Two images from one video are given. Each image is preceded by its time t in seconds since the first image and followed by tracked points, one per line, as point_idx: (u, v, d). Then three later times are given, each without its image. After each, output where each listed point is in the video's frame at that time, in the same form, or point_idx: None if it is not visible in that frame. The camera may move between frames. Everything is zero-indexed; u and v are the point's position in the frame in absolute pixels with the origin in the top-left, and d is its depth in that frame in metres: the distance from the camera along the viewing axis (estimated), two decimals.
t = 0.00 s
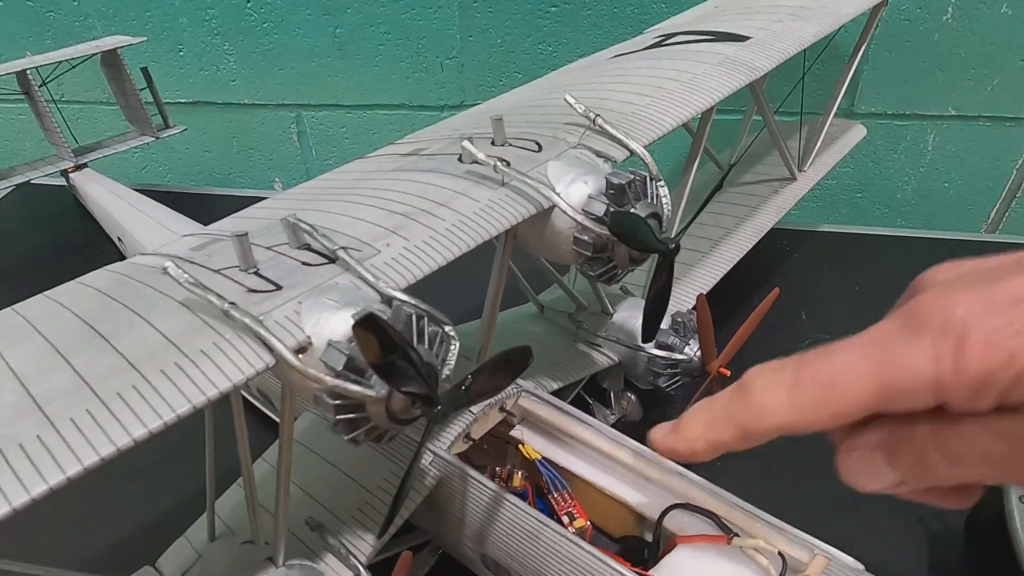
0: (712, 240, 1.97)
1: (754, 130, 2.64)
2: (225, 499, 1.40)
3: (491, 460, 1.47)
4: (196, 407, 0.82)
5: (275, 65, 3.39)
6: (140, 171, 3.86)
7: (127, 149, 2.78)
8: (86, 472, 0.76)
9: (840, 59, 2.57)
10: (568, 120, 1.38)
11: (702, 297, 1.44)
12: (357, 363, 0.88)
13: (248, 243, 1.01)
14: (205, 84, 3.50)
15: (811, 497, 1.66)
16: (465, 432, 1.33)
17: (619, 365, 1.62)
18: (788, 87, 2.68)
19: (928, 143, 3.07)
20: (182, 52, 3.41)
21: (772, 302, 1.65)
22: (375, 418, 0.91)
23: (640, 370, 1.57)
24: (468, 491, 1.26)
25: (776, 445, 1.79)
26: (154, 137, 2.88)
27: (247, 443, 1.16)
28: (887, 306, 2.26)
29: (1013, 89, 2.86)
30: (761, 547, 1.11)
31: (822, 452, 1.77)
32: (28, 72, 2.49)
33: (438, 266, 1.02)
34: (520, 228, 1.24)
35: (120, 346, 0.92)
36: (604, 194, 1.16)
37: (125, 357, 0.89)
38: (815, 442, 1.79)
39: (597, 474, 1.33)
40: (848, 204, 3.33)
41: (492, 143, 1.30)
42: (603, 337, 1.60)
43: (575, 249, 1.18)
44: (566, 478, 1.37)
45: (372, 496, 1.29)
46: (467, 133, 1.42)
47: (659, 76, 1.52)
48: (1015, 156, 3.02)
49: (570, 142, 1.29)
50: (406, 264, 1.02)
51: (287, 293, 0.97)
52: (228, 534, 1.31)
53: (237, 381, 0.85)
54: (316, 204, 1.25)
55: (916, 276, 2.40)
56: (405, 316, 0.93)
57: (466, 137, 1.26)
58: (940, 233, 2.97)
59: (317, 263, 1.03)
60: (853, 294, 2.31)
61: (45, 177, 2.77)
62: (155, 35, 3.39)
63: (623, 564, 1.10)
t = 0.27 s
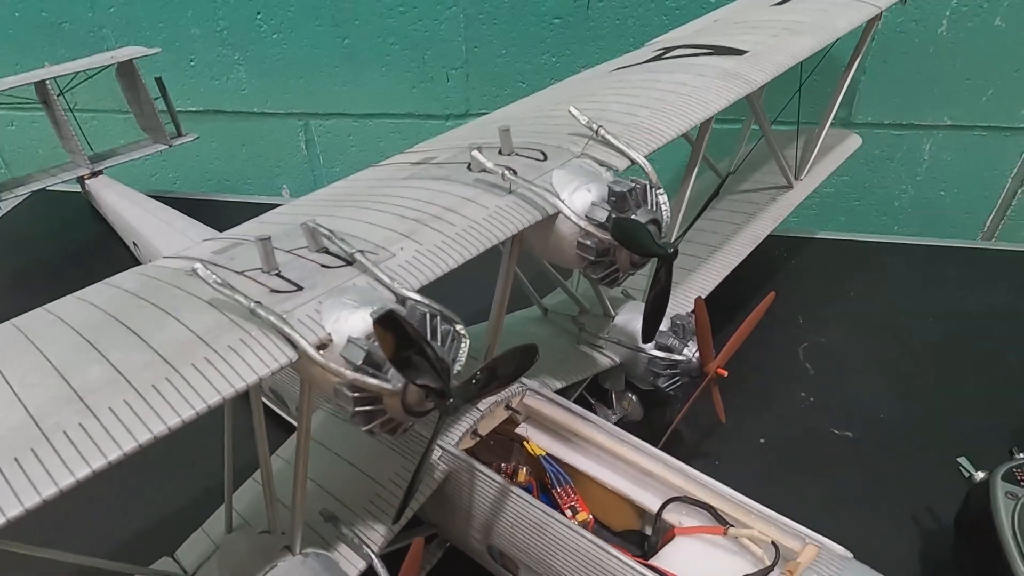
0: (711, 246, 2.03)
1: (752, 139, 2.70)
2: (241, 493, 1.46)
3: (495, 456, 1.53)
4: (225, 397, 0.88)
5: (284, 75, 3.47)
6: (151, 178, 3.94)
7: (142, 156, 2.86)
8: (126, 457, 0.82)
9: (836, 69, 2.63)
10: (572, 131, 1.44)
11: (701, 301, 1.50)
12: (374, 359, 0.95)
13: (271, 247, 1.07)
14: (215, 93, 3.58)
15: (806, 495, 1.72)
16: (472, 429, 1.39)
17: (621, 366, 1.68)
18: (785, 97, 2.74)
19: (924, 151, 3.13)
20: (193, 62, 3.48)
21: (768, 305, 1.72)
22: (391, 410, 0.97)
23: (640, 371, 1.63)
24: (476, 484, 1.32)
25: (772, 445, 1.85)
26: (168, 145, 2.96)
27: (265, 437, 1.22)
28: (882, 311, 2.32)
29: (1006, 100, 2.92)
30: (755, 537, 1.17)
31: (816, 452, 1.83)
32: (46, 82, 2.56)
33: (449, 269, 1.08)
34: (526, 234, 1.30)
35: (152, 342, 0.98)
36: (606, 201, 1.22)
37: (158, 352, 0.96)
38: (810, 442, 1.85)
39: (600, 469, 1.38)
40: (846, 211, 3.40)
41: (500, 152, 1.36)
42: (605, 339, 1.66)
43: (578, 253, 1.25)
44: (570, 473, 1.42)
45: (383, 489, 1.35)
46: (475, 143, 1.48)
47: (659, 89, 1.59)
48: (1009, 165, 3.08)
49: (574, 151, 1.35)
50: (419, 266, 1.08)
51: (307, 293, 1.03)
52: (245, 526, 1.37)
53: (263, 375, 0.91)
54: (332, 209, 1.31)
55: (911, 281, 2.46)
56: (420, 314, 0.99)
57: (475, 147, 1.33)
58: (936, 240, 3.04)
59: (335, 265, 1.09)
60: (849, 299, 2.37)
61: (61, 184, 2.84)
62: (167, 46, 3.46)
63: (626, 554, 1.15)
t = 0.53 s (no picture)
0: (712, 254, 2.09)
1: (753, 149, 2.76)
2: (259, 490, 1.52)
3: (504, 456, 1.59)
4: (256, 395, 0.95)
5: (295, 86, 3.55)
6: (163, 186, 4.02)
7: (157, 166, 2.93)
8: (165, 450, 0.88)
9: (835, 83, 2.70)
10: (579, 144, 1.50)
11: (702, 307, 1.56)
12: (395, 360, 1.01)
13: (295, 254, 1.14)
14: (227, 103, 3.65)
15: (804, 495, 1.77)
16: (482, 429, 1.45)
17: (625, 370, 1.74)
18: (785, 109, 2.81)
19: (922, 162, 3.19)
20: (206, 73, 3.56)
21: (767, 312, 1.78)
22: (410, 407, 1.03)
23: (644, 374, 1.68)
24: (486, 481, 1.37)
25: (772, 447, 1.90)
26: (182, 155, 3.04)
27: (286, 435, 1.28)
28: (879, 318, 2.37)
29: (1002, 112, 2.98)
30: (754, 532, 1.22)
31: (815, 454, 1.88)
32: (66, 94, 2.64)
33: (463, 275, 1.15)
34: (535, 242, 1.36)
35: (185, 343, 1.04)
36: (612, 211, 1.29)
37: (191, 352, 1.02)
38: (809, 445, 1.91)
39: (605, 469, 1.43)
40: (846, 220, 3.46)
41: (510, 164, 1.43)
42: (610, 344, 1.72)
43: (585, 260, 1.31)
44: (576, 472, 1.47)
45: (397, 486, 1.41)
46: (486, 155, 1.55)
47: (663, 103, 1.65)
48: (1005, 175, 3.14)
49: (581, 163, 1.41)
50: (436, 272, 1.14)
51: (331, 297, 1.09)
52: (263, 521, 1.43)
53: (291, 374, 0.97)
54: (350, 218, 1.37)
55: (908, 289, 2.52)
56: (438, 317, 1.06)
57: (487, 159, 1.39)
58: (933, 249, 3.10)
59: (356, 271, 1.15)
60: (848, 306, 2.43)
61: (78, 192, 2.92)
62: (180, 57, 3.54)
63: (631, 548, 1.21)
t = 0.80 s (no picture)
0: (714, 265, 2.15)
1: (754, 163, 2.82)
2: (274, 493, 1.57)
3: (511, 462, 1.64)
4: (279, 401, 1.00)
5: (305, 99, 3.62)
6: (174, 197, 4.09)
7: (171, 178, 3.00)
8: (196, 452, 0.94)
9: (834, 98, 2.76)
10: (585, 160, 1.56)
11: (704, 318, 1.61)
12: (410, 367, 1.06)
13: (314, 267, 1.19)
14: (238, 116, 3.73)
15: (804, 502, 1.82)
16: (490, 435, 1.51)
17: (629, 379, 1.79)
18: (786, 123, 2.87)
19: (921, 175, 3.24)
20: (218, 86, 3.64)
21: (766, 323, 1.83)
22: (425, 414, 1.09)
23: (648, 383, 1.73)
24: (495, 485, 1.42)
25: (772, 454, 1.95)
26: (195, 166, 3.11)
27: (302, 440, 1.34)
28: (878, 328, 2.42)
29: (999, 126, 3.04)
30: (754, 535, 1.27)
31: (814, 461, 1.93)
32: (85, 107, 2.71)
33: (475, 287, 1.20)
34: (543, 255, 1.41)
35: (212, 351, 1.10)
36: (617, 226, 1.34)
37: (217, 360, 1.08)
38: (808, 452, 1.96)
39: (610, 473, 1.48)
40: (846, 232, 3.51)
41: (519, 179, 1.48)
42: (614, 353, 1.77)
43: (591, 273, 1.37)
44: (581, 477, 1.52)
45: (409, 490, 1.46)
46: (495, 170, 1.61)
47: (665, 120, 1.71)
48: (1003, 188, 3.20)
49: (587, 180, 1.47)
50: (449, 285, 1.20)
51: (349, 308, 1.15)
52: (279, 523, 1.48)
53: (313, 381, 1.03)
54: (365, 232, 1.43)
55: (907, 299, 2.56)
56: (452, 326, 1.12)
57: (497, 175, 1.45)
58: (933, 260, 3.14)
59: (373, 284, 1.20)
60: (847, 316, 2.48)
61: (94, 203, 2.99)
62: (193, 71, 3.62)
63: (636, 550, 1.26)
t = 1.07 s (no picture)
0: (720, 272, 2.18)
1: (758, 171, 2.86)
2: (290, 494, 1.59)
3: (522, 464, 1.66)
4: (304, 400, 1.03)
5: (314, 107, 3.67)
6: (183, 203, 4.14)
7: (183, 185, 3.05)
8: (226, 449, 0.97)
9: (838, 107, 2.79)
10: (596, 169, 1.60)
11: (712, 322, 1.64)
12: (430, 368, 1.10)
13: (335, 271, 1.22)
14: (248, 124, 3.78)
15: (811, 505, 1.84)
16: (503, 436, 1.54)
17: (638, 383, 1.82)
18: (790, 131, 2.90)
19: (924, 183, 3.28)
20: (228, 94, 3.69)
21: (774, 328, 1.86)
22: (444, 413, 1.12)
23: (656, 387, 1.76)
24: (509, 486, 1.45)
25: (779, 458, 1.97)
26: (207, 174, 3.16)
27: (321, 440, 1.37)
28: (882, 334, 2.45)
29: (1002, 135, 3.07)
30: (763, 534, 1.30)
31: (820, 465, 1.95)
32: (100, 116, 2.76)
33: (492, 291, 1.23)
34: (556, 261, 1.45)
35: (238, 352, 1.13)
36: (628, 233, 1.38)
37: (243, 361, 1.11)
38: (814, 455, 1.98)
39: (620, 474, 1.51)
40: (849, 239, 3.55)
41: (532, 187, 1.52)
42: (624, 357, 1.80)
43: (603, 278, 1.40)
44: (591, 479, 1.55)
45: (424, 490, 1.49)
46: (507, 178, 1.65)
47: (674, 130, 1.75)
48: (1005, 196, 3.23)
49: (598, 187, 1.51)
50: (466, 289, 1.23)
51: (370, 311, 1.18)
52: (295, 522, 1.51)
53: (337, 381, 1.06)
54: (382, 237, 1.47)
55: (911, 306, 2.59)
56: (470, 329, 1.15)
57: (510, 183, 1.49)
58: (936, 267, 3.17)
59: (392, 288, 1.24)
60: (852, 323, 2.51)
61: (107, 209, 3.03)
62: (204, 80, 3.67)
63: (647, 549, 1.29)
